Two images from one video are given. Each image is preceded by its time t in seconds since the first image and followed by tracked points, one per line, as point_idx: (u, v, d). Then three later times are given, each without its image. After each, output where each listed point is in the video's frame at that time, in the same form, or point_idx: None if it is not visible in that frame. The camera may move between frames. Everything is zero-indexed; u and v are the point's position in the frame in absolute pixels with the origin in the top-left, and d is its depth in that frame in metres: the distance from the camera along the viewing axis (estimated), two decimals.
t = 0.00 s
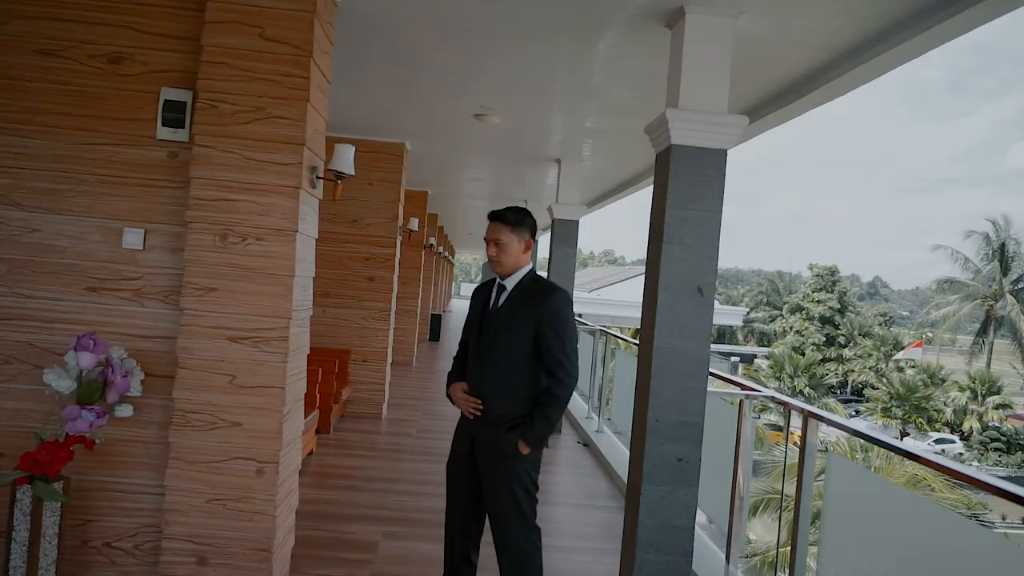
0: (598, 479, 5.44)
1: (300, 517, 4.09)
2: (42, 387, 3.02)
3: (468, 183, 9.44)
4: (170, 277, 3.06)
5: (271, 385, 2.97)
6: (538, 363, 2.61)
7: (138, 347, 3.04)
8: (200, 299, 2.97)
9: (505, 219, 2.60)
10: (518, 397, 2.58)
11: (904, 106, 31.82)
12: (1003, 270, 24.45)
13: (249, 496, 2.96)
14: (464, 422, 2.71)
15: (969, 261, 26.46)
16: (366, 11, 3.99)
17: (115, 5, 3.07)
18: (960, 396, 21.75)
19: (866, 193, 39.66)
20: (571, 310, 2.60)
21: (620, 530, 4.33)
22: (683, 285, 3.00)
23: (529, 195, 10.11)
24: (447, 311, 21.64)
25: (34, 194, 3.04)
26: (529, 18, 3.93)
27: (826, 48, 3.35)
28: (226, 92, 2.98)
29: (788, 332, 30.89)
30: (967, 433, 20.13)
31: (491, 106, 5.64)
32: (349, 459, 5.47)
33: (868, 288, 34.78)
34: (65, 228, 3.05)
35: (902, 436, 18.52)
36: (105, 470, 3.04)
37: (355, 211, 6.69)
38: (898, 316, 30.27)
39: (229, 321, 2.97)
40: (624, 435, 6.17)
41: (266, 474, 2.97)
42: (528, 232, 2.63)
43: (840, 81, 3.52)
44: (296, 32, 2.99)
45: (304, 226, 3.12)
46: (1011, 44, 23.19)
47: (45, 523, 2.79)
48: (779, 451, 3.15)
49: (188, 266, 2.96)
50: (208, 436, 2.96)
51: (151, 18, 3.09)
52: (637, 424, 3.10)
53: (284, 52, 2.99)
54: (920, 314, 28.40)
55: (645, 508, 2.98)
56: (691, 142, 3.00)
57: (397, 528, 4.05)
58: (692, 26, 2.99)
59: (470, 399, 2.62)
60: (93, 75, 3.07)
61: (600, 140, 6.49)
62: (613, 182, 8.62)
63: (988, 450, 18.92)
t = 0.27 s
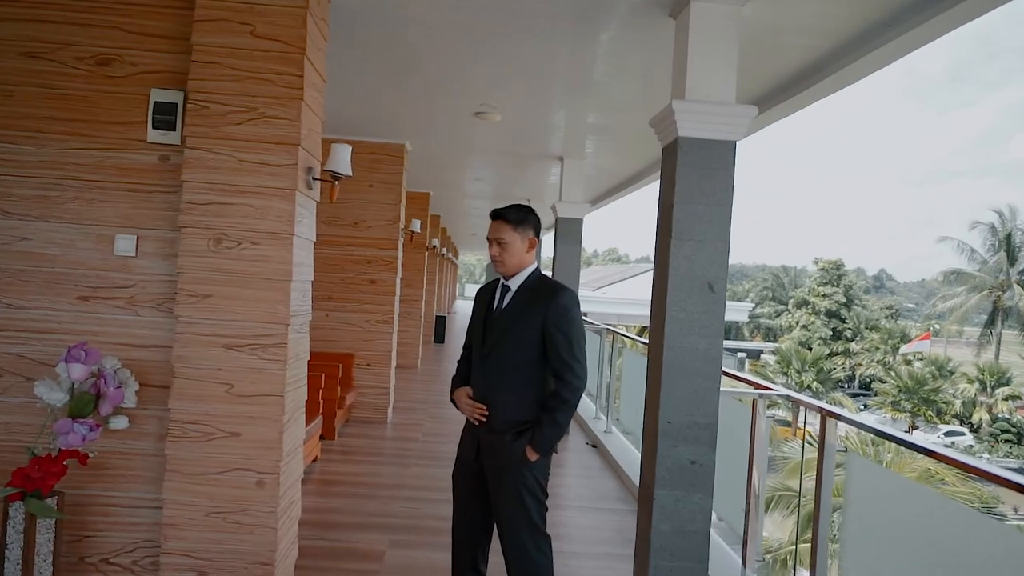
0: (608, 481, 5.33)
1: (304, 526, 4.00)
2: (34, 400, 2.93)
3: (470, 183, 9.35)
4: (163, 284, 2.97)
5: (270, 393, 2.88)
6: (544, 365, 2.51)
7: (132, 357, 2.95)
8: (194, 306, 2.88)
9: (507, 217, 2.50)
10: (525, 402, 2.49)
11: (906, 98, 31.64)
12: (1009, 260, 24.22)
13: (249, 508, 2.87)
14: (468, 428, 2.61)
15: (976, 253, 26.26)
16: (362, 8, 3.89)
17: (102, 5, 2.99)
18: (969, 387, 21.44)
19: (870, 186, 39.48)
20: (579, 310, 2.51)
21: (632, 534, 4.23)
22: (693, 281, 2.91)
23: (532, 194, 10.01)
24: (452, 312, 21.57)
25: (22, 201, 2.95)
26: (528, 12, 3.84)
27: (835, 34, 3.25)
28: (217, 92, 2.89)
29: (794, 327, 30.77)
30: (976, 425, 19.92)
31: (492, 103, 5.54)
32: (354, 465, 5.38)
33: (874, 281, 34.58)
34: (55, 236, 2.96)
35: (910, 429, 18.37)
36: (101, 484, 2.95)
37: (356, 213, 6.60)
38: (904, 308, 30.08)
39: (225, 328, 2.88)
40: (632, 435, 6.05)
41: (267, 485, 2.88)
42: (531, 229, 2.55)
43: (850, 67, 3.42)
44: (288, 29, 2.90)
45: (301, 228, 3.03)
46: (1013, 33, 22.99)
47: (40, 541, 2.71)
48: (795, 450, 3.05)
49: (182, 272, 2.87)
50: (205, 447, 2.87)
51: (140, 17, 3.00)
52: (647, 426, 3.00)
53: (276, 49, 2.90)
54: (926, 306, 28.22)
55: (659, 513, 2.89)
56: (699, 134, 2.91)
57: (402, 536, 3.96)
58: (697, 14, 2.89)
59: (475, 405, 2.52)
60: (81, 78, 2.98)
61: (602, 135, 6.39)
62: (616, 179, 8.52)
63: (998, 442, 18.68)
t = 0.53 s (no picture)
0: (618, 483, 5.23)
1: (308, 536, 3.90)
2: (24, 413, 2.84)
3: (472, 184, 9.26)
4: (156, 291, 2.88)
5: (268, 402, 2.78)
6: (551, 368, 2.42)
7: (126, 367, 2.85)
8: (189, 313, 2.78)
9: (511, 216, 2.41)
10: (532, 406, 2.39)
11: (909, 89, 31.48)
12: (1016, 251, 24.03)
13: (249, 521, 2.78)
14: (474, 434, 2.52)
15: (982, 245, 26.08)
16: (357, 5, 3.80)
17: (89, 4, 2.90)
18: (978, 379, 21.28)
19: (874, 179, 39.32)
20: (586, 310, 2.41)
21: (643, 538, 4.13)
22: (703, 278, 2.81)
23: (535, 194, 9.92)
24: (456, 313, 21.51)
25: (9, 208, 2.86)
26: (528, 5, 3.74)
27: (846, 21, 3.15)
28: (208, 92, 2.80)
29: (800, 322, 30.66)
30: (986, 417, 19.55)
31: (492, 101, 5.44)
32: (359, 471, 5.29)
33: (879, 274, 34.39)
34: (44, 243, 2.87)
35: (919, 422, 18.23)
36: (96, 498, 2.86)
37: (356, 215, 6.51)
38: (910, 301, 29.90)
39: (221, 334, 2.79)
40: (641, 436, 5.95)
41: (266, 497, 2.78)
42: (536, 228, 2.45)
43: (861, 55, 3.31)
44: (280, 25, 2.81)
45: (298, 230, 2.94)
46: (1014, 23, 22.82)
47: (32, 558, 2.63)
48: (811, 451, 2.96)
49: (175, 278, 2.78)
50: (203, 458, 2.78)
51: (128, 16, 2.91)
52: (659, 428, 2.91)
53: (268, 46, 2.81)
54: (933, 299, 28.06)
55: (672, 519, 2.79)
56: (707, 125, 2.81)
57: (408, 545, 3.86)
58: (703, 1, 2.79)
59: (479, 411, 2.43)
60: (68, 80, 2.89)
61: (605, 131, 6.28)
62: (620, 176, 8.41)
63: (1009, 434, 18.47)
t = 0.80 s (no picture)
0: (628, 486, 5.13)
1: (311, 546, 3.81)
2: (14, 427, 2.75)
3: (474, 184, 9.17)
4: (149, 298, 2.78)
5: (266, 411, 2.69)
6: (558, 372, 2.32)
7: (119, 378, 2.76)
8: (182, 321, 2.69)
9: (516, 213, 2.31)
10: (539, 412, 2.29)
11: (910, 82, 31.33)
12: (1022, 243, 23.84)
13: (248, 535, 2.68)
14: (480, 442, 2.43)
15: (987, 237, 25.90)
16: (352, 2, 3.70)
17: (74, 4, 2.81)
18: (985, 371, 21.10)
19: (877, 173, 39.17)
20: (594, 310, 2.31)
21: (655, 543, 4.03)
22: (714, 276, 2.71)
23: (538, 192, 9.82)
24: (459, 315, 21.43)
25: None
26: None
27: (856, 7, 3.04)
28: (198, 91, 2.71)
29: (806, 317, 30.54)
30: (994, 409, 19.30)
31: (492, 98, 5.33)
32: (364, 477, 5.20)
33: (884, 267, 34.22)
34: (31, 252, 2.78)
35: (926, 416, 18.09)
36: (90, 514, 2.77)
37: (357, 217, 6.41)
38: (916, 294, 29.74)
39: (216, 343, 2.69)
40: (650, 436, 5.84)
41: (266, 510, 2.68)
42: (541, 226, 2.36)
43: (872, 41, 3.21)
44: (271, 22, 2.71)
45: (294, 233, 2.84)
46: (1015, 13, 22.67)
47: None
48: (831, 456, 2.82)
49: (167, 285, 2.69)
50: (199, 471, 2.68)
51: (115, 16, 2.81)
52: (671, 432, 2.81)
53: (260, 43, 2.71)
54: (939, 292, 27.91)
55: (686, 525, 2.69)
56: (716, 117, 2.71)
57: (415, 554, 3.77)
58: None
59: (484, 417, 2.33)
60: (54, 82, 2.80)
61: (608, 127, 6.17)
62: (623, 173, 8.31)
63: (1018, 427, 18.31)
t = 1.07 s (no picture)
0: (636, 489, 5.02)
1: (314, 557, 3.71)
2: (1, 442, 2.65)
3: (475, 184, 9.08)
4: (140, 306, 2.69)
5: (262, 421, 2.59)
6: (565, 376, 2.22)
7: (110, 389, 2.67)
8: (174, 329, 2.60)
9: (524, 211, 2.22)
10: (545, 419, 2.20)
11: (912, 76, 31.16)
12: None
13: (245, 550, 2.59)
14: (484, 451, 2.33)
15: (992, 230, 25.70)
16: None
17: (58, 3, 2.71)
18: (992, 364, 20.89)
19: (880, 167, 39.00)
20: (601, 311, 2.21)
21: (666, 548, 3.92)
22: (726, 274, 2.62)
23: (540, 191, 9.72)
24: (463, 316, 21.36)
25: None
26: None
27: None
28: (188, 91, 2.61)
29: (810, 313, 30.42)
30: (1002, 403, 19.11)
31: (492, 96, 5.23)
32: (367, 484, 5.10)
33: (888, 261, 34.05)
34: (18, 260, 2.68)
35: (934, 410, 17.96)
36: (83, 530, 2.67)
37: (357, 218, 6.31)
38: (921, 288, 29.56)
39: (209, 351, 2.60)
40: (658, 438, 5.73)
41: (263, 523, 2.59)
42: (549, 224, 2.26)
43: (885, 28, 3.10)
44: (261, 17, 2.61)
45: (289, 236, 2.75)
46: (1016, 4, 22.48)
47: None
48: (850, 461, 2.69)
49: (157, 292, 2.60)
50: (194, 484, 2.59)
51: (100, 13, 2.72)
52: (682, 436, 2.72)
53: (250, 40, 2.61)
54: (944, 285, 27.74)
55: (700, 534, 2.59)
56: (725, 108, 2.61)
57: (420, 563, 3.67)
58: None
59: (488, 426, 2.24)
60: (38, 84, 2.71)
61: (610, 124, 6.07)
62: (627, 170, 8.20)
63: None
